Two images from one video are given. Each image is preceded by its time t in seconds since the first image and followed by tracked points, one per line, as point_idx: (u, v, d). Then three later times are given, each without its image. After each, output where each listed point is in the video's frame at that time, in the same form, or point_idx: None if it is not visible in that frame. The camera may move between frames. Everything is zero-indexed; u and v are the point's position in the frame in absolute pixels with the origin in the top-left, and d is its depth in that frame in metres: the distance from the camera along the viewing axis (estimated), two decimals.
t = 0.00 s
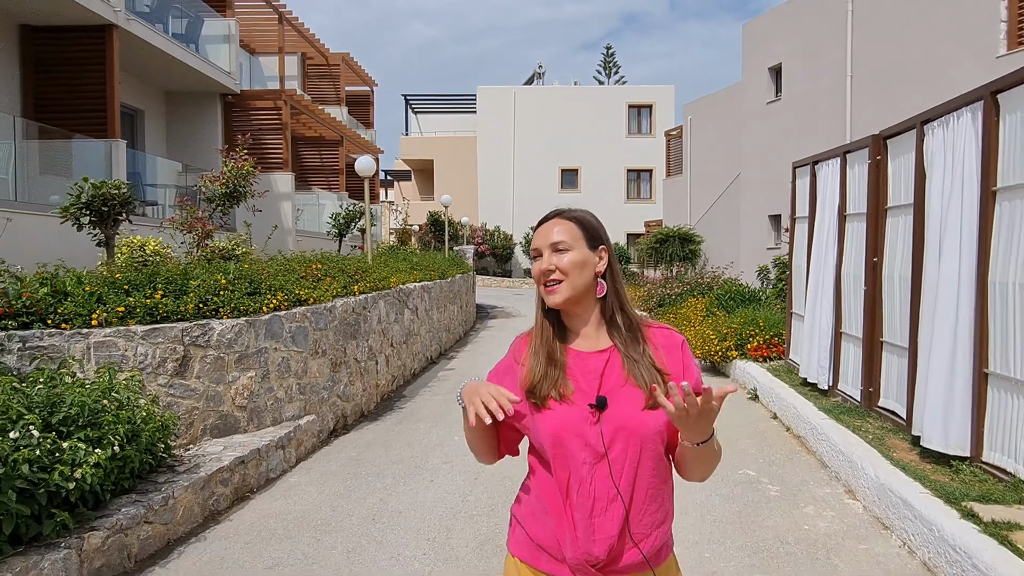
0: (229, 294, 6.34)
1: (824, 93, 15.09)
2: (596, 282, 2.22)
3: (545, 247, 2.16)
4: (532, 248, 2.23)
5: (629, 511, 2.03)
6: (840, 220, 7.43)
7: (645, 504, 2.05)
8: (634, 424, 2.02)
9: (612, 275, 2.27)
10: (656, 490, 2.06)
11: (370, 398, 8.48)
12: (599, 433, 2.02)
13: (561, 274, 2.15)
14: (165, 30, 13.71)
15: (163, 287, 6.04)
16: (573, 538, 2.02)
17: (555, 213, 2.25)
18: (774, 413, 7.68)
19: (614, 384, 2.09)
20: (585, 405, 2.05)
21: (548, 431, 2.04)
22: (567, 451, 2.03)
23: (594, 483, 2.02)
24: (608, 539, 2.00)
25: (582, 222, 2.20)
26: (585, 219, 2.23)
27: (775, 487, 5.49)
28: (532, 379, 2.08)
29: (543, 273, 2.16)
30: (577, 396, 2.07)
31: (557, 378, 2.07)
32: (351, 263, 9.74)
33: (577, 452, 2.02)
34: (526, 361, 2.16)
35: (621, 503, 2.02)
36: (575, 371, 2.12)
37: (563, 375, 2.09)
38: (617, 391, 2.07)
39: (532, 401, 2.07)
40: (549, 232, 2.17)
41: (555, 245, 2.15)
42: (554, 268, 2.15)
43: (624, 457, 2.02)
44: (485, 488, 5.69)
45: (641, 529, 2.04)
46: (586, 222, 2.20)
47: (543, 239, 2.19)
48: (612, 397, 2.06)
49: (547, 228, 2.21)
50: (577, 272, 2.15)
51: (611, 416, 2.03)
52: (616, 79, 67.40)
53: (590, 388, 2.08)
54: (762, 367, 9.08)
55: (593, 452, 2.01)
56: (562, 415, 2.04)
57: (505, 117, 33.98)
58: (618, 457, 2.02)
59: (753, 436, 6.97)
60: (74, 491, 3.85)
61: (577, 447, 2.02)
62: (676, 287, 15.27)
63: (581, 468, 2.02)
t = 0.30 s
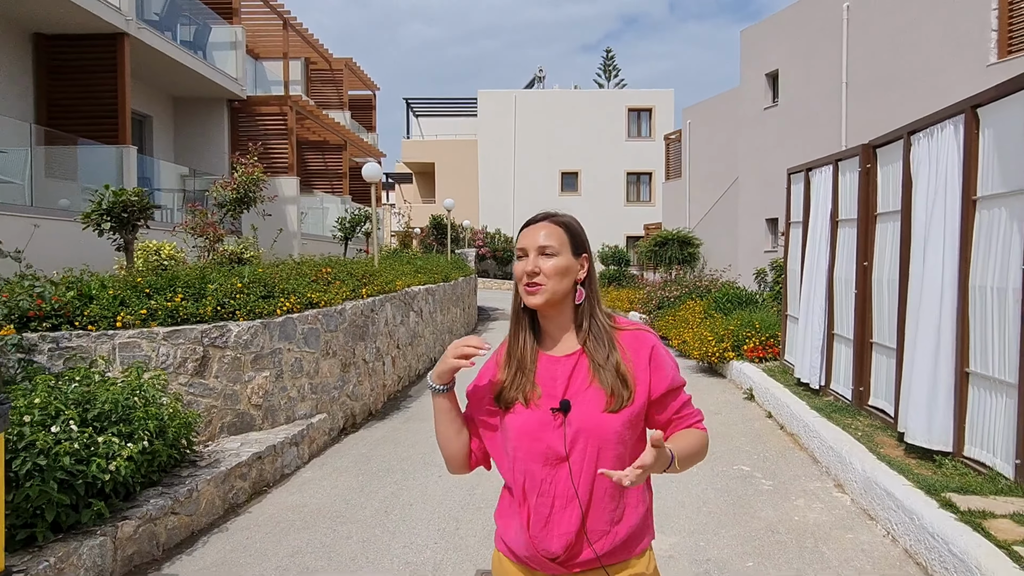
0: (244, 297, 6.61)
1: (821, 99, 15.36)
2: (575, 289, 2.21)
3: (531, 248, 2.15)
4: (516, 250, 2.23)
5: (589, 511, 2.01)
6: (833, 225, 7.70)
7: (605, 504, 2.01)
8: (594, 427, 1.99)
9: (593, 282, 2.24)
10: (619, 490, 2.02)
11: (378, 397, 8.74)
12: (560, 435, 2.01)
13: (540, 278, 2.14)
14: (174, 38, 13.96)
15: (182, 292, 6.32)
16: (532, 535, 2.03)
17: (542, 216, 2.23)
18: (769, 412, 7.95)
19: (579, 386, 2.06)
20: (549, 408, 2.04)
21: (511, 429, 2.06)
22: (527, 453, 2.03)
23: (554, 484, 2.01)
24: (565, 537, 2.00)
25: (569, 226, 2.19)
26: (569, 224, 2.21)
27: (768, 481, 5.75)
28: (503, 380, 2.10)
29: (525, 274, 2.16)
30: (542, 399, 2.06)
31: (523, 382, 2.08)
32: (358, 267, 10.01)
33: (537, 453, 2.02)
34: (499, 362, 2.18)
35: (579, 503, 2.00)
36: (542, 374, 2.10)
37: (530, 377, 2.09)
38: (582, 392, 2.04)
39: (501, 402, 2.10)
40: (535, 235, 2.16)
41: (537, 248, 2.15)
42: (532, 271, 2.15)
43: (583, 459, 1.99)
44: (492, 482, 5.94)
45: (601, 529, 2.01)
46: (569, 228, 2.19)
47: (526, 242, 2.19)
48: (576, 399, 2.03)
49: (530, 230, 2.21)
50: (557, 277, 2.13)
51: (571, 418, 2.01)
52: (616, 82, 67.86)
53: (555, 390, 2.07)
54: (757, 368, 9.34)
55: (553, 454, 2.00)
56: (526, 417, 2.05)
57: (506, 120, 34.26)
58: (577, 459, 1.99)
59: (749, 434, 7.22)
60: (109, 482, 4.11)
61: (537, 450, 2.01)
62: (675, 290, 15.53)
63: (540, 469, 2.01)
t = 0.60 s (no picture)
0: (261, 299, 6.87)
1: (818, 102, 15.62)
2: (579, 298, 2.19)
3: (540, 256, 2.13)
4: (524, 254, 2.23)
5: (568, 512, 2.03)
6: (828, 227, 7.96)
7: (584, 506, 2.02)
8: (575, 433, 2.00)
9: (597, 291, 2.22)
10: (599, 495, 2.02)
11: (387, 395, 8.99)
12: (544, 439, 2.04)
13: (547, 287, 2.12)
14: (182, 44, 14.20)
15: (202, 293, 6.57)
16: (516, 531, 2.10)
17: (553, 222, 2.21)
18: (767, 408, 8.20)
19: (567, 392, 2.07)
20: (536, 412, 2.07)
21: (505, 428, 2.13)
22: (514, 455, 2.08)
23: (538, 485, 2.06)
24: (543, 535, 2.04)
25: (576, 236, 2.16)
26: (576, 233, 2.18)
27: (765, 473, 6.00)
28: (498, 384, 2.16)
29: (529, 281, 2.16)
30: (531, 403, 2.09)
31: (516, 386, 2.12)
32: (366, 269, 10.28)
33: (522, 454, 2.06)
34: (499, 365, 2.22)
35: (558, 505, 2.03)
36: (535, 379, 2.13)
37: (522, 382, 2.13)
38: (568, 399, 2.05)
39: (496, 404, 2.17)
40: (544, 243, 2.13)
41: (543, 258, 2.13)
42: (538, 281, 2.13)
43: (563, 464, 2.01)
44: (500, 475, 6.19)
45: (579, 531, 2.03)
46: (574, 238, 2.15)
47: (535, 247, 2.18)
48: (562, 405, 2.05)
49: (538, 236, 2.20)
50: (561, 286, 2.11)
51: (555, 424, 2.03)
52: (615, 84, 68.23)
53: (544, 395, 2.09)
54: (755, 366, 9.60)
55: (536, 457, 2.04)
56: (514, 420, 2.09)
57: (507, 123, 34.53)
58: (558, 463, 2.02)
59: (748, 430, 7.47)
60: (143, 471, 4.37)
61: (522, 452, 2.06)
62: (675, 290, 15.78)
63: (525, 469, 2.06)
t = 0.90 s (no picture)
0: (277, 304, 7.14)
1: (816, 108, 15.87)
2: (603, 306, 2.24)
3: (570, 259, 2.19)
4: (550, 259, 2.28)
5: (575, 518, 2.03)
6: (825, 231, 8.20)
7: (592, 514, 2.02)
8: (588, 438, 2.00)
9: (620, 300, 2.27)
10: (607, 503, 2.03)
11: (397, 398, 9.23)
12: (555, 443, 2.03)
13: (578, 289, 2.17)
14: (192, 55, 14.48)
15: (221, 299, 6.84)
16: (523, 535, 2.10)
17: (579, 231, 2.28)
18: (767, 408, 8.44)
19: (582, 396, 2.08)
20: (549, 415, 2.07)
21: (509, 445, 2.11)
22: (523, 457, 2.07)
23: (545, 488, 2.06)
24: (549, 540, 2.04)
25: (602, 243, 2.23)
26: (604, 241, 2.25)
27: (764, 469, 6.24)
28: (511, 386, 2.16)
29: (555, 285, 2.20)
30: (544, 406, 2.09)
31: (528, 388, 2.12)
32: (375, 275, 10.55)
33: (532, 457, 2.06)
34: (513, 369, 2.23)
35: (566, 509, 2.03)
36: (549, 381, 2.14)
37: (536, 385, 2.13)
38: (583, 403, 2.06)
39: (506, 405, 2.15)
40: (571, 249, 2.20)
41: (573, 262, 2.19)
42: (567, 283, 2.17)
43: (574, 468, 2.01)
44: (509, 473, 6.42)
45: (585, 538, 2.03)
46: (602, 245, 2.22)
47: (563, 251, 2.23)
48: (577, 409, 2.06)
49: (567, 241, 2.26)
50: (591, 290, 2.17)
51: (568, 428, 2.03)
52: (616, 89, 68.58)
53: (557, 398, 2.09)
54: (756, 367, 9.84)
55: (546, 460, 2.04)
56: (524, 422, 2.09)
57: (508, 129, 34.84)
58: (569, 468, 2.02)
59: (749, 429, 7.70)
60: (174, 468, 4.63)
61: (531, 454, 2.06)
62: (677, 294, 16.03)
63: (535, 472, 2.06)
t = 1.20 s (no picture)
0: (283, 312, 7.40)
1: (807, 118, 16.18)
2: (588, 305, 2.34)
3: (559, 259, 2.28)
4: (534, 262, 2.36)
5: (577, 523, 2.14)
6: (811, 240, 8.48)
7: (594, 519, 2.15)
8: (586, 445, 2.12)
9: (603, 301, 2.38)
10: (606, 507, 2.16)
11: (398, 403, 9.49)
12: (553, 451, 2.13)
13: (568, 288, 2.27)
14: (195, 69, 14.77)
15: (229, 308, 7.10)
16: (523, 546, 2.17)
17: (558, 234, 2.38)
18: (757, 412, 8.69)
19: (575, 404, 2.19)
20: (544, 424, 2.16)
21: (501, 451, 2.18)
22: (521, 465, 2.15)
23: (545, 497, 2.15)
24: (554, 548, 2.13)
25: (584, 244, 2.35)
26: (584, 243, 2.36)
27: (752, 469, 6.49)
28: (500, 395, 2.21)
29: (544, 287, 2.28)
30: (538, 415, 2.17)
31: (520, 397, 2.18)
32: (376, 284, 10.83)
33: (529, 465, 2.15)
34: (500, 377, 2.28)
35: (569, 516, 2.13)
36: (540, 389, 2.22)
37: (527, 394, 2.20)
38: (576, 411, 2.17)
39: (497, 416, 2.20)
40: (554, 250, 2.30)
41: (560, 261, 2.29)
42: (556, 283, 2.26)
43: (574, 474, 2.13)
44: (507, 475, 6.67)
45: (589, 542, 2.14)
46: (584, 246, 2.34)
47: (549, 253, 2.32)
48: (571, 417, 2.16)
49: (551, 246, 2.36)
50: (581, 289, 2.27)
51: (565, 436, 2.13)
52: (613, 98, 69.08)
53: (550, 407, 2.19)
54: (747, 373, 10.11)
55: (544, 467, 2.13)
56: (518, 432, 2.16)
57: (506, 139, 35.18)
58: (568, 474, 2.12)
59: (739, 432, 7.95)
60: (188, 469, 4.88)
61: (529, 461, 2.14)
62: (672, 301, 16.31)
63: (533, 481, 2.15)
